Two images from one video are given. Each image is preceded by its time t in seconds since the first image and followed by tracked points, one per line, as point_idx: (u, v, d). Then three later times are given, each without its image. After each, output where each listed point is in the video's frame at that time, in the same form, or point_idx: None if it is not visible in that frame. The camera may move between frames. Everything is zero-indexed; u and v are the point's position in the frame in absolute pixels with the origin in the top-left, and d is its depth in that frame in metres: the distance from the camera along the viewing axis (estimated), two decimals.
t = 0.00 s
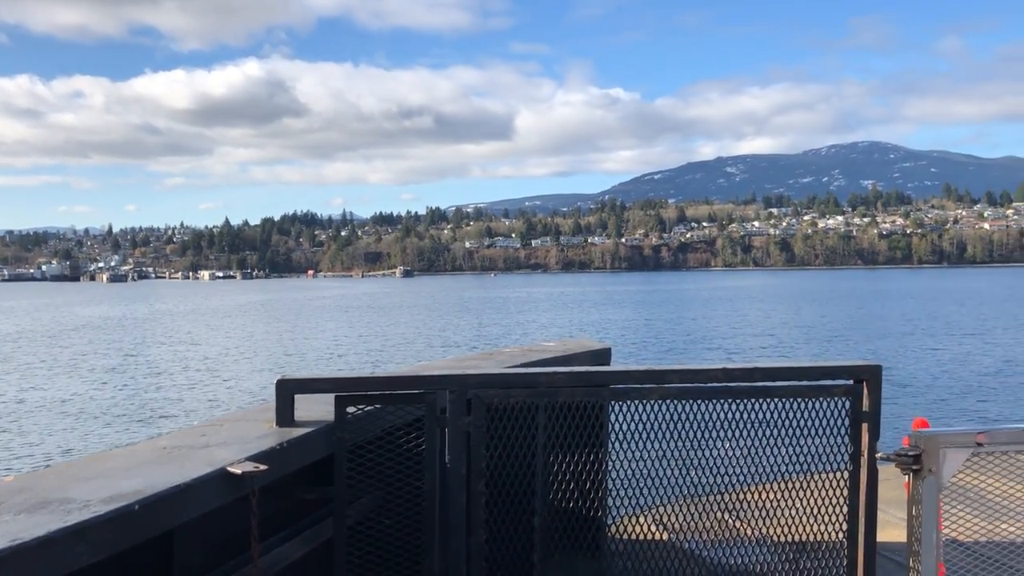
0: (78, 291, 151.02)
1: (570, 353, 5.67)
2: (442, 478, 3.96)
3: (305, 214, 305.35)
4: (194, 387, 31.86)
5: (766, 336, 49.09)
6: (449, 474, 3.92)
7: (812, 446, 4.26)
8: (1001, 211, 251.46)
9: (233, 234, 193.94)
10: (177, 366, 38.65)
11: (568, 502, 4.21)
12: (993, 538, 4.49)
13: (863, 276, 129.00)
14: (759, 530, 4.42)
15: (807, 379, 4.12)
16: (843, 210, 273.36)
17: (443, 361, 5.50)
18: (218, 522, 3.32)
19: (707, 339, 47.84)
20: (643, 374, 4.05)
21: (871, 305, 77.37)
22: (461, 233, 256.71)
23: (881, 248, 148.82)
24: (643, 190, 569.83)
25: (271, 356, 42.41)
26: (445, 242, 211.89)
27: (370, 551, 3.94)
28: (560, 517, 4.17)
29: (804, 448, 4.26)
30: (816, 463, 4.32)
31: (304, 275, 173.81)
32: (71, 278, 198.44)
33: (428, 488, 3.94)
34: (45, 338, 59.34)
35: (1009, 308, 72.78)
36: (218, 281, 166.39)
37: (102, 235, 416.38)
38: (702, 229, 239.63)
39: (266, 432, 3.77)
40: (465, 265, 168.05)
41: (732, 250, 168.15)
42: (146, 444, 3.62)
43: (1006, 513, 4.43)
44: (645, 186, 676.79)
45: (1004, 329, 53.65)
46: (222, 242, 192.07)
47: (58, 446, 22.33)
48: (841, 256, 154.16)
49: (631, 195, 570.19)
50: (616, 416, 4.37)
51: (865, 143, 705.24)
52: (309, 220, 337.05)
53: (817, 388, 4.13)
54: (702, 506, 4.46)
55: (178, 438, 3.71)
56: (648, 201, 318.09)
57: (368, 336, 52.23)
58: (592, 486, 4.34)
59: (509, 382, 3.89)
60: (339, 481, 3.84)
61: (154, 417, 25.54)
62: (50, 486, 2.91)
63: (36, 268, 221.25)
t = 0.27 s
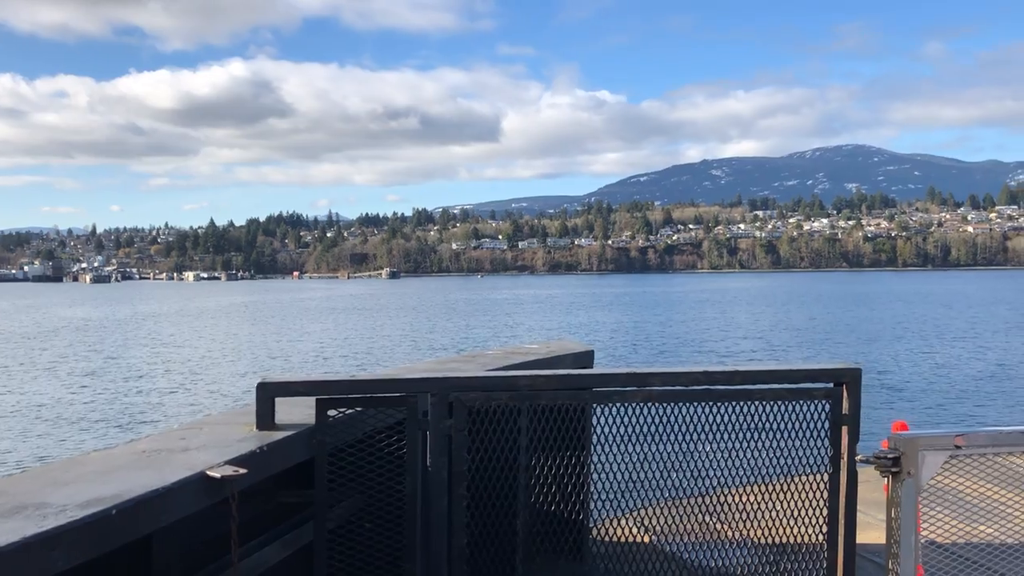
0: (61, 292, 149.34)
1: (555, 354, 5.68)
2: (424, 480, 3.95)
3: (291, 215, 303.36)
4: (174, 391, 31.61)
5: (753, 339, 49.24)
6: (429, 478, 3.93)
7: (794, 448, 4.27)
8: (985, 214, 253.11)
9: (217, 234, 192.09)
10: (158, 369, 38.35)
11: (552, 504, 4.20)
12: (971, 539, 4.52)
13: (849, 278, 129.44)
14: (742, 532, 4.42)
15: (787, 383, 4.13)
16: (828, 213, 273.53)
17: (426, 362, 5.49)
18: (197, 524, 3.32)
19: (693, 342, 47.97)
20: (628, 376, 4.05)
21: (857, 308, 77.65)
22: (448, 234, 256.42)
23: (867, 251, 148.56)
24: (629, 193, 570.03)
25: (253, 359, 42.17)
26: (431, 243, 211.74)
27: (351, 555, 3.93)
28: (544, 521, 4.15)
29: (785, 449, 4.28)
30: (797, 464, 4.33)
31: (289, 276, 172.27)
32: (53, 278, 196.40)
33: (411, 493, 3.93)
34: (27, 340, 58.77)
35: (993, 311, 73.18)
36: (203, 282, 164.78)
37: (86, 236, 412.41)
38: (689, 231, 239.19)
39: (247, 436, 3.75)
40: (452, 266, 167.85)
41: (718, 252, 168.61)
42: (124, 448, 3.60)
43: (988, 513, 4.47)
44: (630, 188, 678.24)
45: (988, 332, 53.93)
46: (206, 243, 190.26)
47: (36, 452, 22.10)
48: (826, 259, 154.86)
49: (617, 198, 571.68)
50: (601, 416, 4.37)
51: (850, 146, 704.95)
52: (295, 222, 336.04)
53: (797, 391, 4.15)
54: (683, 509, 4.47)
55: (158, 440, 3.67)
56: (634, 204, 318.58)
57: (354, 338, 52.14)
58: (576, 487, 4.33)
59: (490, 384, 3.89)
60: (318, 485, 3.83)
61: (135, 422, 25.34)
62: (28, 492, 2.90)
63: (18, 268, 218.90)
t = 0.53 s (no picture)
0: (43, 293, 147.82)
1: (539, 358, 5.68)
2: (408, 483, 3.95)
3: (277, 216, 301.46)
4: (156, 395, 31.36)
5: (740, 343, 49.33)
6: (411, 480, 3.92)
7: (776, 450, 4.29)
8: (969, 218, 254.61)
9: (202, 235, 190.48)
10: (139, 373, 38.08)
11: (537, 507, 4.18)
12: (951, 541, 4.56)
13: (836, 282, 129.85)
14: (725, 532, 4.43)
15: (769, 386, 4.14)
16: (814, 216, 273.83)
17: (410, 364, 5.46)
18: (177, 526, 3.29)
19: (680, 345, 48.03)
20: (613, 379, 4.04)
21: (844, 312, 77.89)
22: (435, 236, 256.01)
23: (853, 254, 148.46)
24: (616, 196, 570.33)
25: (237, 362, 41.93)
26: (417, 246, 211.40)
27: (336, 555, 3.90)
28: (528, 523, 4.14)
29: (766, 451, 4.30)
30: (779, 466, 4.36)
31: (275, 278, 170.97)
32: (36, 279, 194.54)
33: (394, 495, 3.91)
34: (10, 341, 58.28)
35: (979, 314, 73.52)
36: (188, 283, 163.34)
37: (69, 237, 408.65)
38: (676, 234, 239.07)
39: (227, 438, 3.73)
40: (439, 268, 167.61)
41: (705, 255, 168.94)
42: (105, 450, 3.57)
43: (969, 515, 4.50)
44: (617, 191, 679.44)
45: (973, 336, 54.19)
46: (190, 244, 188.60)
47: (15, 460, 21.89)
48: (813, 262, 155.42)
49: (603, 200, 572.46)
50: (583, 420, 4.39)
51: (835, 150, 705.20)
52: (282, 223, 334.85)
53: (778, 393, 4.16)
54: (666, 512, 4.46)
55: (139, 443, 3.64)
56: (622, 206, 318.95)
57: (341, 341, 51.99)
58: (561, 489, 4.32)
59: (474, 387, 3.89)
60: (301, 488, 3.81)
61: (117, 428, 25.15)
62: (6, 498, 2.87)
63: None
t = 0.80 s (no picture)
0: (26, 296, 146.52)
1: (524, 359, 5.69)
2: (391, 485, 3.93)
3: (262, 218, 300.09)
4: (137, 400, 31.15)
5: (726, 346, 49.43)
6: (394, 483, 3.91)
7: (760, 450, 4.29)
8: (953, 221, 256.35)
9: (187, 238, 189.29)
10: (120, 377, 37.79)
11: (518, 510, 4.15)
12: (934, 543, 4.57)
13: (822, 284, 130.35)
14: (710, 534, 4.43)
15: (753, 389, 4.14)
16: (800, 219, 274.83)
17: (395, 366, 5.45)
18: (157, 529, 3.27)
19: (667, 348, 48.10)
20: (597, 381, 4.04)
21: (831, 315, 78.16)
22: (421, 238, 255.63)
23: (838, 257, 148.91)
24: (602, 199, 571.59)
25: (221, 366, 41.68)
26: (403, 248, 211.16)
27: (319, 558, 3.89)
28: (510, 525, 4.12)
29: (749, 453, 4.31)
30: (761, 468, 4.38)
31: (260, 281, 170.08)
32: (19, 281, 192.88)
33: (377, 498, 3.90)
34: None
35: (963, 317, 73.93)
36: (172, 285, 162.23)
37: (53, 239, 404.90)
38: (662, 237, 239.25)
39: (210, 439, 3.71)
40: (425, 271, 167.35)
41: (692, 258, 169.38)
42: (85, 451, 3.53)
43: (953, 516, 4.52)
44: (603, 194, 680.65)
45: (958, 339, 54.53)
46: (175, 247, 187.40)
47: None
48: (798, 265, 156.10)
49: (589, 203, 573.30)
50: (569, 422, 4.41)
51: (819, 153, 705.19)
52: (268, 224, 333.60)
53: (762, 395, 4.17)
54: (651, 513, 4.47)
55: (119, 445, 3.61)
56: (609, 208, 319.39)
57: (327, 344, 51.83)
58: (544, 491, 4.32)
59: (455, 387, 3.87)
60: (283, 490, 3.79)
61: (100, 434, 25.02)
62: None
63: None
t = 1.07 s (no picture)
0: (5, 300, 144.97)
1: (506, 363, 5.69)
2: (373, 489, 3.92)
3: (244, 221, 298.23)
4: (114, 407, 30.84)
5: (710, 350, 49.55)
6: (377, 486, 3.90)
7: (738, 453, 4.32)
8: (934, 224, 258.21)
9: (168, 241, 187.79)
10: (97, 384, 37.40)
11: (499, 512, 4.15)
12: (912, 543, 4.61)
13: (806, 287, 131.01)
14: (690, 537, 4.45)
15: (732, 390, 4.18)
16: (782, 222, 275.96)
17: (379, 368, 5.45)
18: (136, 536, 3.24)
19: (650, 351, 48.17)
20: (578, 384, 4.04)
21: (813, 318, 78.43)
22: (404, 241, 255.25)
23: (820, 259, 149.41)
24: (585, 203, 572.60)
25: (201, 372, 41.38)
26: (387, 251, 210.90)
27: (301, 564, 3.87)
28: (491, 528, 4.12)
29: (733, 455, 4.31)
30: (742, 471, 4.40)
31: (242, 284, 168.88)
32: None
33: (358, 502, 3.89)
34: None
35: (945, 320, 74.39)
36: (153, 289, 160.82)
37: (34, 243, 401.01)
38: (646, 240, 239.51)
39: (191, 444, 3.69)
40: (409, 274, 167.24)
41: (676, 261, 170.03)
42: (63, 459, 3.51)
43: (929, 516, 4.57)
44: (586, 197, 682.02)
45: (943, 341, 54.76)
46: (156, 250, 185.91)
47: None
48: (782, 267, 156.94)
49: (572, 206, 574.24)
50: (552, 421, 4.40)
51: (800, 157, 704.87)
52: (250, 228, 332.55)
53: (743, 397, 4.18)
54: (631, 516, 4.49)
55: (96, 452, 3.58)
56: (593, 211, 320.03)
57: (310, 348, 51.59)
58: (526, 495, 4.32)
59: (436, 394, 3.86)
60: (264, 495, 3.77)
61: (78, 442, 24.80)
62: None
63: None
